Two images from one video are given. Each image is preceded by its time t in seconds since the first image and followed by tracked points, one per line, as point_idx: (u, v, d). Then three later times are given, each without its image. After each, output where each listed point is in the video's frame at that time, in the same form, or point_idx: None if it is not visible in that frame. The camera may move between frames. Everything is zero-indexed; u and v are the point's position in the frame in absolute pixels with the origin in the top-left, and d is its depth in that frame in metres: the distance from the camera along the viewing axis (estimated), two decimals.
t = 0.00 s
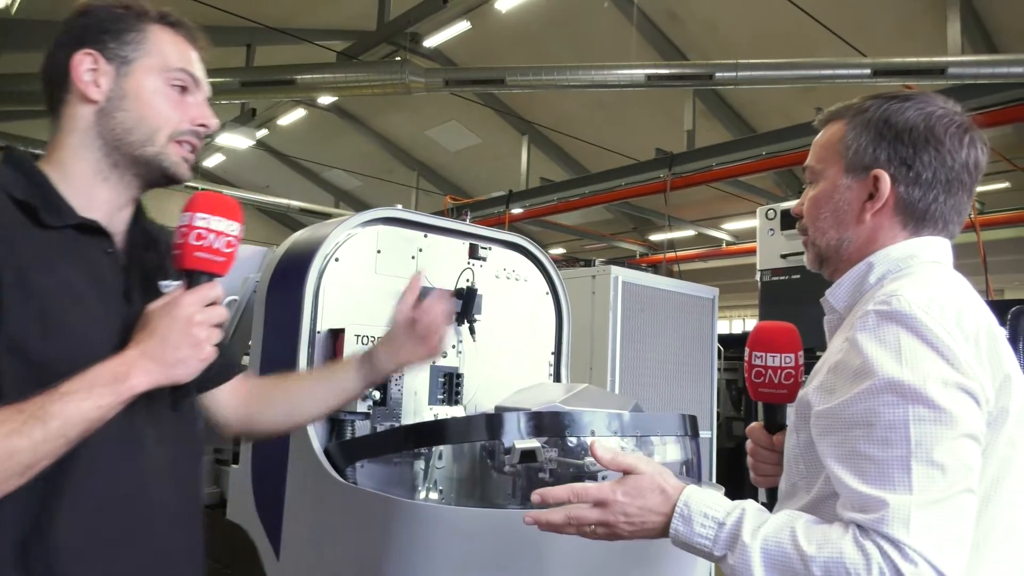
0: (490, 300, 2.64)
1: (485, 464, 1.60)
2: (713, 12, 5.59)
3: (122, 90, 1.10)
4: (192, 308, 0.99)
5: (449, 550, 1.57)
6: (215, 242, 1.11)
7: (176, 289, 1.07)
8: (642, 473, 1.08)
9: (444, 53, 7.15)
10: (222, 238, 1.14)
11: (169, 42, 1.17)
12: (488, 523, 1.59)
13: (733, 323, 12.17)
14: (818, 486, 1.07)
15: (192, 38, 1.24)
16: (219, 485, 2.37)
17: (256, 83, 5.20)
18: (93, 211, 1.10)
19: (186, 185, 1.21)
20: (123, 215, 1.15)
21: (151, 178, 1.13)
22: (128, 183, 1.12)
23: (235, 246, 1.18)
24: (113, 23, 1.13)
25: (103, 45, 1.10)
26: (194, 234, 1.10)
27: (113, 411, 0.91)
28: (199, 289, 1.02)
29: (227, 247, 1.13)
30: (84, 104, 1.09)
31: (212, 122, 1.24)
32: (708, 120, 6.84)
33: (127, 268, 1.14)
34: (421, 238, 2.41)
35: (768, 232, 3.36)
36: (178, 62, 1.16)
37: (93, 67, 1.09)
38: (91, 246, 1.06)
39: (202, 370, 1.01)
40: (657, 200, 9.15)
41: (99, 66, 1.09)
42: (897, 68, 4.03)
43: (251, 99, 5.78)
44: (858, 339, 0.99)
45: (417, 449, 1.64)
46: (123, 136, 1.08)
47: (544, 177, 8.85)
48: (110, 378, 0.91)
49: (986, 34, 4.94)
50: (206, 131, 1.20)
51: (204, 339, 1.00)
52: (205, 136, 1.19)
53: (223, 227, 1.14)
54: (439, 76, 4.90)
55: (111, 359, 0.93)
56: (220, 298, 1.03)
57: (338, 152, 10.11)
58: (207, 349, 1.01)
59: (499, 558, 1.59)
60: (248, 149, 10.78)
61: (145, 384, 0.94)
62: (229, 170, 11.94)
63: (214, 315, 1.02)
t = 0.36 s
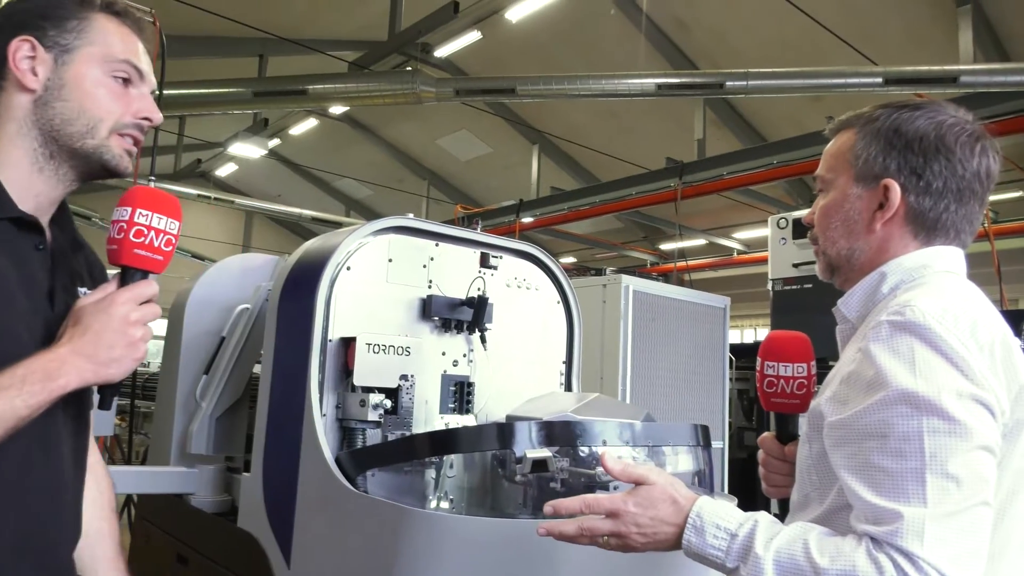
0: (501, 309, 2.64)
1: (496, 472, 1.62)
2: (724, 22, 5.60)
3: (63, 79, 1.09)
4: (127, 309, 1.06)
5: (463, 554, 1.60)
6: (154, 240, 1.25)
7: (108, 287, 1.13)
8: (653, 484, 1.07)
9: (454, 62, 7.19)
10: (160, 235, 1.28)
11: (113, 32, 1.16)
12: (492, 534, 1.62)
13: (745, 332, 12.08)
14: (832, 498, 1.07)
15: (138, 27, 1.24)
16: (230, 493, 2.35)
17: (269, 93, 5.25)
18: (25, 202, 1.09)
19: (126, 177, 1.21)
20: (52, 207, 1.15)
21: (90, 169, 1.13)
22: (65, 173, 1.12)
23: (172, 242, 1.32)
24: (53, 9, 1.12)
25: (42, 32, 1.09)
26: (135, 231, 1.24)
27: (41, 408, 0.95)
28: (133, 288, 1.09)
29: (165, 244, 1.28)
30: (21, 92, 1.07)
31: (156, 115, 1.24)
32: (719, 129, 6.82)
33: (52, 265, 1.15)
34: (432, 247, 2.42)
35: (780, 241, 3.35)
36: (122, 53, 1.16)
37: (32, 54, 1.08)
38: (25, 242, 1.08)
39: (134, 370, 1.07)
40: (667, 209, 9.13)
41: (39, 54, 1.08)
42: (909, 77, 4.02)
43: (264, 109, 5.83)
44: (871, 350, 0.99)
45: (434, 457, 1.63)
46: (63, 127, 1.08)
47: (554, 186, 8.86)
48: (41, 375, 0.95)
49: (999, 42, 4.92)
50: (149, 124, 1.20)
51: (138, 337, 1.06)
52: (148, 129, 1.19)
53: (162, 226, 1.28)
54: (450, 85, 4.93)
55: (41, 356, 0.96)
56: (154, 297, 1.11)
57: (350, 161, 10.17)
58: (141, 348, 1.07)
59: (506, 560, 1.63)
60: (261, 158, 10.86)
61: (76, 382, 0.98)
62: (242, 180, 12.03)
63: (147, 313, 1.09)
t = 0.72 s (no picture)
0: (518, 319, 2.64)
1: (515, 484, 1.62)
2: (741, 29, 5.58)
3: (86, 108, 1.16)
4: (145, 321, 1.09)
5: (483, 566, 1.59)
6: (170, 257, 1.29)
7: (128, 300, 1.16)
8: (675, 497, 1.05)
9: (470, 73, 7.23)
10: (176, 253, 1.31)
11: (130, 61, 1.24)
12: (517, 548, 1.63)
13: (763, 341, 11.97)
14: (856, 511, 1.05)
15: (154, 57, 1.31)
16: (250, 504, 2.38)
17: (288, 106, 5.31)
18: (56, 222, 1.16)
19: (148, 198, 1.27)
20: (81, 228, 1.21)
21: (114, 190, 1.19)
22: (93, 196, 1.18)
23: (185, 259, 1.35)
24: (75, 44, 1.20)
25: (65, 66, 1.16)
26: (152, 249, 1.28)
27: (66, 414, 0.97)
28: (150, 301, 1.11)
29: (181, 262, 1.31)
30: (48, 122, 1.14)
31: (174, 138, 1.30)
32: (736, 137, 6.79)
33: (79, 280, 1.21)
34: (450, 258, 2.43)
35: (799, 250, 3.33)
36: (138, 80, 1.23)
37: (57, 86, 1.15)
38: (52, 259, 1.13)
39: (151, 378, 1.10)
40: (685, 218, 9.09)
41: (63, 86, 1.15)
42: (929, 83, 3.98)
43: (282, 121, 5.91)
44: (893, 361, 0.98)
45: (450, 468, 1.63)
46: (88, 151, 1.14)
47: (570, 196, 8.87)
48: (67, 382, 0.97)
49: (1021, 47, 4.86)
50: (167, 146, 1.27)
51: (155, 348, 1.09)
52: (166, 151, 1.25)
53: (178, 244, 1.32)
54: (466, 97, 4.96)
55: (65, 364, 0.99)
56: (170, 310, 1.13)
57: (367, 172, 10.26)
58: (158, 358, 1.10)
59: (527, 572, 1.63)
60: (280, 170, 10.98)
61: (100, 390, 1.01)
62: (261, 192, 12.17)
63: (163, 325, 1.12)
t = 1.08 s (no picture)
0: (518, 310, 2.64)
1: (516, 474, 1.63)
2: (740, 19, 5.56)
3: (109, 137, 1.31)
4: (159, 326, 1.25)
5: (488, 554, 1.60)
6: (180, 267, 1.43)
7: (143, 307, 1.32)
8: (672, 482, 1.07)
9: (469, 65, 7.21)
10: (186, 263, 1.46)
11: (150, 94, 1.39)
12: (518, 540, 1.63)
13: (764, 331, 11.96)
14: (852, 497, 1.06)
15: (172, 88, 1.47)
16: (252, 496, 2.39)
17: (287, 99, 5.30)
18: (86, 239, 1.31)
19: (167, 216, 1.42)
20: (108, 244, 1.36)
21: (136, 210, 1.34)
22: (117, 215, 1.33)
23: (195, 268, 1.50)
24: (100, 81, 1.35)
25: (92, 101, 1.32)
26: (164, 260, 1.42)
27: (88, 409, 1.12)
28: (163, 308, 1.27)
29: (190, 271, 1.45)
30: (78, 151, 1.30)
31: (189, 161, 1.45)
32: (736, 127, 6.78)
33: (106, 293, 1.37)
34: (449, 250, 2.43)
35: (799, 239, 3.33)
36: (157, 111, 1.38)
37: (85, 119, 1.31)
38: (84, 273, 1.28)
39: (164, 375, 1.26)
40: (685, 208, 9.08)
41: (90, 119, 1.31)
42: (929, 71, 3.97)
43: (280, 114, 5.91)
44: (890, 348, 0.98)
45: (448, 460, 1.64)
46: (111, 175, 1.29)
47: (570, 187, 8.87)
48: (89, 382, 1.12)
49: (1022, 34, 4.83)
50: (182, 168, 1.42)
51: (167, 349, 1.25)
52: (181, 172, 1.40)
53: (187, 255, 1.47)
54: (466, 88, 4.94)
55: (89, 365, 1.14)
56: (180, 315, 1.29)
57: (366, 165, 10.24)
58: (170, 358, 1.26)
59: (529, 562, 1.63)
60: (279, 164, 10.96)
61: (116, 387, 1.16)
62: (261, 186, 12.15)
63: (175, 329, 1.28)
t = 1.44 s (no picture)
0: (516, 314, 2.64)
1: (514, 478, 1.63)
2: (736, 22, 5.58)
3: (122, 161, 1.37)
4: (166, 341, 1.30)
5: (489, 556, 1.60)
6: (187, 285, 1.48)
7: (150, 321, 1.37)
8: (669, 479, 1.07)
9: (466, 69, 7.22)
10: (192, 281, 1.51)
11: (162, 122, 1.46)
12: (513, 542, 1.62)
13: (763, 332, 11.97)
14: (844, 496, 1.06)
15: (182, 118, 1.54)
16: (251, 502, 2.39)
17: (284, 104, 5.30)
18: (97, 257, 1.36)
19: (174, 237, 1.47)
20: (118, 263, 1.41)
21: (145, 231, 1.40)
22: (128, 236, 1.38)
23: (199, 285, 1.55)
24: (115, 110, 1.42)
25: (106, 128, 1.39)
26: (171, 279, 1.47)
27: (98, 419, 1.15)
28: (170, 324, 1.32)
29: (195, 288, 1.51)
30: (91, 175, 1.36)
31: (196, 185, 1.51)
32: (732, 128, 6.80)
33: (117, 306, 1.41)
34: (446, 254, 2.44)
35: (795, 240, 3.34)
36: (166, 137, 1.44)
37: (100, 146, 1.37)
38: (96, 288, 1.32)
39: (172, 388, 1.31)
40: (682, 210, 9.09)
41: (105, 145, 1.37)
42: (924, 72, 3.98)
43: (278, 120, 5.91)
44: (879, 348, 0.99)
45: (445, 464, 1.64)
46: (123, 196, 1.35)
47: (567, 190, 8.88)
48: (101, 394, 1.16)
49: (1016, 35, 4.85)
50: (189, 192, 1.48)
51: (175, 362, 1.30)
52: (189, 196, 1.46)
53: (193, 273, 1.51)
54: (463, 92, 4.94)
55: (101, 378, 1.18)
56: (186, 330, 1.34)
57: (364, 169, 10.25)
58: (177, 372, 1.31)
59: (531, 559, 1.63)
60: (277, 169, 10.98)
61: (126, 400, 1.20)
62: (259, 191, 12.15)
63: (181, 344, 1.33)
